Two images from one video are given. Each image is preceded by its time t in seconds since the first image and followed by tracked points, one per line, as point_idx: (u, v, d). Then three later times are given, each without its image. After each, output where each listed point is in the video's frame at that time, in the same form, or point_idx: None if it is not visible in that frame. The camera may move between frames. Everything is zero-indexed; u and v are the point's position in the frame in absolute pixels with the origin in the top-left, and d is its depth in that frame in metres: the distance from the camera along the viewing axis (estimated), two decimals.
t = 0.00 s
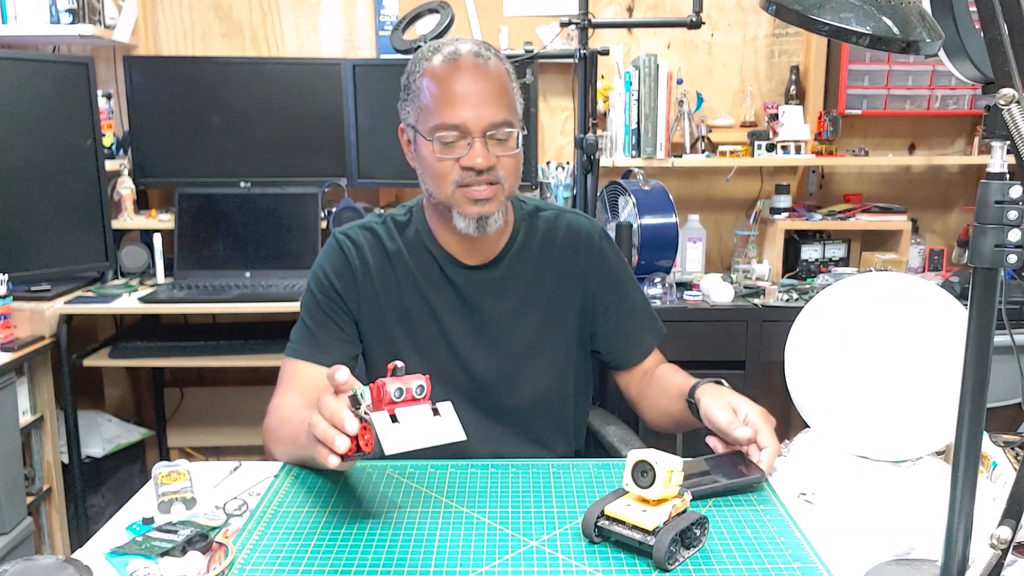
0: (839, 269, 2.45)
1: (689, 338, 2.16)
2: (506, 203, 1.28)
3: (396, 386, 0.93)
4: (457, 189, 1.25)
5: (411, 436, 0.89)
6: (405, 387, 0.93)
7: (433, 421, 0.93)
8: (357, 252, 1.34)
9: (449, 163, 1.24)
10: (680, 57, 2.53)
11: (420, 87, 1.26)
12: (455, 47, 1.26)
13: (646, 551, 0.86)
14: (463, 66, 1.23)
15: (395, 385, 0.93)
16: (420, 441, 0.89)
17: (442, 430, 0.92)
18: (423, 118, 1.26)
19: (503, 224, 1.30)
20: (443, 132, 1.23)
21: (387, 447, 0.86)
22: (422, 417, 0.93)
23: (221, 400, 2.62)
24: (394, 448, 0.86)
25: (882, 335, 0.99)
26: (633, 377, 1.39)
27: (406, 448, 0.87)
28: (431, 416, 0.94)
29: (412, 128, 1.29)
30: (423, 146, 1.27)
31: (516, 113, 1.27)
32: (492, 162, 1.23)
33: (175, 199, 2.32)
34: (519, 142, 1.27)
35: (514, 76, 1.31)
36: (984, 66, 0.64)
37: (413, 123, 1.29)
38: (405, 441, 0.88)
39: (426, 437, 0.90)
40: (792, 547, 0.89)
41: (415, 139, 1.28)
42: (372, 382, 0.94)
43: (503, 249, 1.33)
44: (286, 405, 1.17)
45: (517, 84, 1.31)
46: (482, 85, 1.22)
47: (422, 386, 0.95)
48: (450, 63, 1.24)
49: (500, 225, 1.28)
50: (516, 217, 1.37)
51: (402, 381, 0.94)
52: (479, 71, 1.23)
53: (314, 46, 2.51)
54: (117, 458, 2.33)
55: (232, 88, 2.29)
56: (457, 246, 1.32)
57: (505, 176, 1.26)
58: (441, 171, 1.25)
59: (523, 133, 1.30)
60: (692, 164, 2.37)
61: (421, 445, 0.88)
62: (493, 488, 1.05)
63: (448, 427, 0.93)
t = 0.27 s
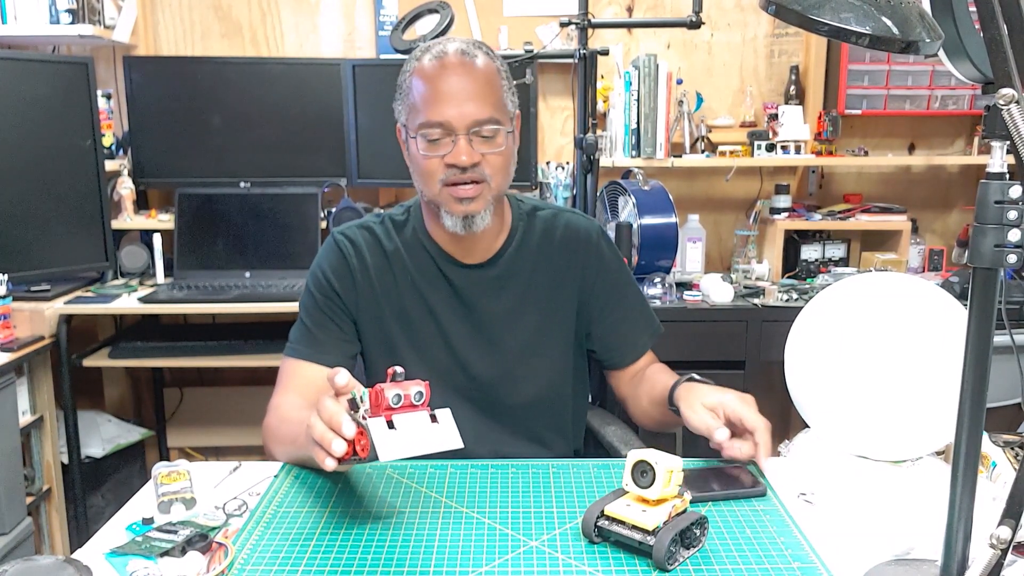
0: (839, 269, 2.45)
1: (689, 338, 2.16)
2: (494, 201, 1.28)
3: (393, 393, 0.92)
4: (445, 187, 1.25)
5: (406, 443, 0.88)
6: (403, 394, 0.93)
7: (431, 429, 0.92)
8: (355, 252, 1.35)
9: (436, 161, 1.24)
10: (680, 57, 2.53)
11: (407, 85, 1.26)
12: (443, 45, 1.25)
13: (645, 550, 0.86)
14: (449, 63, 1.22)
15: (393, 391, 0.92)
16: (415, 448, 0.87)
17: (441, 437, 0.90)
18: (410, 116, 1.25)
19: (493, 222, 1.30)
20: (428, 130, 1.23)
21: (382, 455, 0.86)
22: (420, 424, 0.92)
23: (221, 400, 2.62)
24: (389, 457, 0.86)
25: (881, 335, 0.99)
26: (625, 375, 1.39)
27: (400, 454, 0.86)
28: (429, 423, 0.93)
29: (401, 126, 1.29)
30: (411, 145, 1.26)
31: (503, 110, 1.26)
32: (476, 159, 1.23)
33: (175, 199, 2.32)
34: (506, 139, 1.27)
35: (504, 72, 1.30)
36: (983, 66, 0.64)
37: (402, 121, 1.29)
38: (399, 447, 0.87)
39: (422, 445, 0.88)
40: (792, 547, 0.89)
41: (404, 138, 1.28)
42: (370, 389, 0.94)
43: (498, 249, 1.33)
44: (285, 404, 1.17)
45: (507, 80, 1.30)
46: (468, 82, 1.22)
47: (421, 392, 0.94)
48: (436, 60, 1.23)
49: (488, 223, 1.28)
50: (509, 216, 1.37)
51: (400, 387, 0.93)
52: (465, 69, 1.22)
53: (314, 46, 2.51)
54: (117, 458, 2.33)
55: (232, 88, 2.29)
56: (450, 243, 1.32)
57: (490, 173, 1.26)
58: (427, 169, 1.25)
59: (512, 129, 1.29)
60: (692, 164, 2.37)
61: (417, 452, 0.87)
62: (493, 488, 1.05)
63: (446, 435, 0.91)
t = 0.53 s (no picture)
0: (839, 269, 2.45)
1: (689, 338, 2.16)
2: (493, 197, 1.27)
3: (393, 393, 0.92)
4: (444, 182, 1.25)
5: (410, 442, 0.89)
6: (403, 392, 0.92)
7: (433, 424, 0.93)
8: (356, 251, 1.35)
9: (434, 156, 1.24)
10: (680, 57, 2.53)
11: (409, 83, 1.26)
12: (445, 44, 1.26)
13: (645, 551, 0.86)
14: (450, 61, 1.23)
15: (393, 391, 0.92)
16: (419, 446, 0.89)
17: (444, 432, 0.92)
18: (411, 112, 1.26)
19: (492, 220, 1.30)
20: (428, 126, 1.23)
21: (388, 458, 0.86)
22: (422, 421, 0.93)
23: (221, 400, 2.62)
24: (395, 459, 0.86)
25: (882, 335, 0.99)
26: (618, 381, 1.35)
27: (404, 454, 0.87)
28: (431, 418, 0.94)
29: (403, 123, 1.29)
30: (411, 141, 1.27)
31: (504, 108, 1.26)
32: (475, 156, 1.24)
33: (175, 199, 2.32)
34: (507, 137, 1.27)
35: (506, 73, 1.30)
36: (984, 66, 0.64)
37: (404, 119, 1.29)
38: (403, 447, 0.88)
39: (426, 442, 0.90)
40: (792, 547, 0.89)
41: (405, 135, 1.28)
42: (368, 390, 0.93)
43: (499, 249, 1.33)
44: (285, 404, 1.18)
45: (510, 80, 1.31)
46: (469, 80, 1.22)
47: (420, 390, 0.94)
48: (438, 58, 1.24)
49: (487, 220, 1.27)
50: (509, 215, 1.36)
51: (398, 386, 0.93)
52: (466, 66, 1.23)
53: (314, 46, 2.51)
54: (117, 458, 2.33)
55: (233, 88, 2.29)
56: (450, 241, 1.32)
57: (488, 170, 1.25)
58: (427, 165, 1.25)
59: (513, 129, 1.29)
60: (692, 164, 2.37)
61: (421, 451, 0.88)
62: (493, 488, 1.05)
63: (448, 429, 0.93)
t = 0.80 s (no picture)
0: (839, 269, 2.45)
1: (690, 338, 2.16)
2: (491, 200, 1.27)
3: (397, 396, 0.89)
4: (440, 181, 1.24)
5: (414, 445, 0.87)
6: (406, 395, 0.91)
7: (438, 427, 0.92)
8: (355, 251, 1.35)
9: (432, 156, 1.23)
10: (680, 57, 2.53)
11: (412, 81, 1.26)
12: (449, 44, 1.26)
13: (647, 551, 0.86)
14: (453, 61, 1.23)
15: (395, 395, 0.90)
16: (424, 450, 0.87)
17: (446, 436, 0.91)
18: (412, 111, 1.26)
19: (488, 223, 1.28)
20: (428, 125, 1.23)
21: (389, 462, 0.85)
22: (426, 423, 0.91)
23: (221, 400, 2.62)
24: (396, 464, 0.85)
25: (882, 335, 0.99)
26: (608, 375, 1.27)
27: (409, 459, 0.85)
28: (435, 420, 0.92)
29: (405, 122, 1.29)
30: (412, 140, 1.27)
31: (505, 110, 1.26)
32: (473, 156, 1.23)
33: (175, 199, 2.32)
34: (507, 140, 1.26)
35: (510, 74, 1.30)
36: (983, 66, 0.65)
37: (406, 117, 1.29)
38: (406, 451, 0.86)
39: (430, 445, 0.88)
40: (792, 547, 0.89)
41: (406, 133, 1.28)
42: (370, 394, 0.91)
43: (497, 252, 1.33)
44: (285, 404, 1.17)
45: (513, 84, 1.30)
46: (470, 80, 1.22)
47: (424, 392, 0.92)
48: (441, 57, 1.24)
49: (484, 222, 1.27)
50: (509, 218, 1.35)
51: (401, 390, 0.91)
52: (468, 66, 1.22)
53: (314, 46, 2.51)
54: (117, 458, 2.33)
55: (233, 88, 2.29)
56: (448, 244, 1.31)
57: (486, 172, 1.25)
58: (424, 163, 1.24)
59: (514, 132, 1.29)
60: (692, 164, 2.36)
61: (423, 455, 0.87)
62: (493, 488, 1.05)
63: (452, 430, 0.92)
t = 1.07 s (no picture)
0: (839, 269, 2.45)
1: (690, 338, 2.16)
2: (499, 222, 1.26)
3: (422, 417, 0.88)
4: (446, 204, 1.23)
5: (435, 468, 0.86)
6: (432, 417, 0.89)
7: (463, 451, 0.90)
8: (360, 254, 1.35)
9: (438, 177, 1.22)
10: (680, 57, 2.53)
11: (420, 94, 1.23)
12: (460, 55, 1.23)
13: (648, 552, 0.86)
14: (463, 77, 1.19)
15: (422, 416, 0.88)
16: (445, 475, 0.86)
17: (469, 462, 0.89)
18: (419, 126, 1.23)
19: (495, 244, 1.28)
20: (435, 145, 1.21)
21: (405, 487, 0.83)
22: (451, 446, 0.89)
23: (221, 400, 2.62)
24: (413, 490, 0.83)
25: (882, 337, 0.99)
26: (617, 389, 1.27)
27: (427, 485, 0.84)
28: (461, 444, 0.90)
29: (411, 134, 1.26)
30: (418, 156, 1.24)
31: (515, 129, 1.23)
32: (481, 179, 1.21)
33: (175, 199, 2.32)
34: (516, 160, 1.24)
35: (521, 87, 1.27)
36: (984, 66, 0.64)
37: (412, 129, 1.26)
38: (427, 476, 0.85)
39: (449, 472, 0.87)
40: (792, 547, 0.89)
41: (413, 148, 1.26)
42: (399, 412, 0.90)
43: (501, 265, 1.32)
44: (280, 406, 1.18)
45: (524, 98, 1.27)
46: (480, 97, 1.19)
47: (451, 413, 0.90)
48: (451, 72, 1.20)
49: (490, 245, 1.26)
50: (515, 232, 1.34)
51: (428, 411, 0.90)
52: (479, 84, 1.19)
53: (314, 46, 2.51)
54: (118, 458, 2.33)
55: (233, 88, 2.29)
56: (453, 258, 1.30)
57: (495, 195, 1.24)
58: (430, 182, 1.23)
59: (523, 150, 1.26)
60: (692, 165, 2.36)
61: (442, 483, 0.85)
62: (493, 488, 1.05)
63: (479, 456, 0.91)
